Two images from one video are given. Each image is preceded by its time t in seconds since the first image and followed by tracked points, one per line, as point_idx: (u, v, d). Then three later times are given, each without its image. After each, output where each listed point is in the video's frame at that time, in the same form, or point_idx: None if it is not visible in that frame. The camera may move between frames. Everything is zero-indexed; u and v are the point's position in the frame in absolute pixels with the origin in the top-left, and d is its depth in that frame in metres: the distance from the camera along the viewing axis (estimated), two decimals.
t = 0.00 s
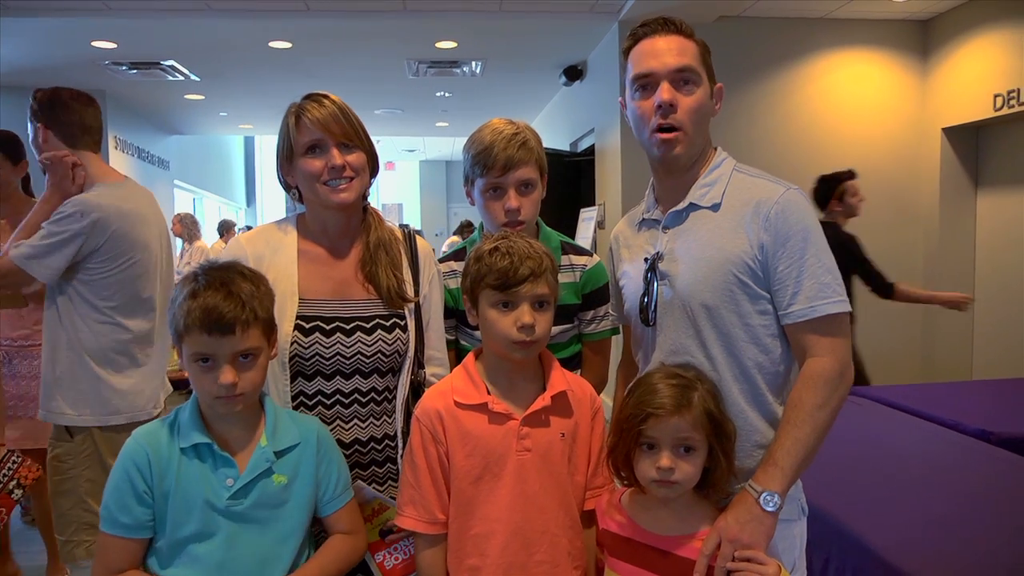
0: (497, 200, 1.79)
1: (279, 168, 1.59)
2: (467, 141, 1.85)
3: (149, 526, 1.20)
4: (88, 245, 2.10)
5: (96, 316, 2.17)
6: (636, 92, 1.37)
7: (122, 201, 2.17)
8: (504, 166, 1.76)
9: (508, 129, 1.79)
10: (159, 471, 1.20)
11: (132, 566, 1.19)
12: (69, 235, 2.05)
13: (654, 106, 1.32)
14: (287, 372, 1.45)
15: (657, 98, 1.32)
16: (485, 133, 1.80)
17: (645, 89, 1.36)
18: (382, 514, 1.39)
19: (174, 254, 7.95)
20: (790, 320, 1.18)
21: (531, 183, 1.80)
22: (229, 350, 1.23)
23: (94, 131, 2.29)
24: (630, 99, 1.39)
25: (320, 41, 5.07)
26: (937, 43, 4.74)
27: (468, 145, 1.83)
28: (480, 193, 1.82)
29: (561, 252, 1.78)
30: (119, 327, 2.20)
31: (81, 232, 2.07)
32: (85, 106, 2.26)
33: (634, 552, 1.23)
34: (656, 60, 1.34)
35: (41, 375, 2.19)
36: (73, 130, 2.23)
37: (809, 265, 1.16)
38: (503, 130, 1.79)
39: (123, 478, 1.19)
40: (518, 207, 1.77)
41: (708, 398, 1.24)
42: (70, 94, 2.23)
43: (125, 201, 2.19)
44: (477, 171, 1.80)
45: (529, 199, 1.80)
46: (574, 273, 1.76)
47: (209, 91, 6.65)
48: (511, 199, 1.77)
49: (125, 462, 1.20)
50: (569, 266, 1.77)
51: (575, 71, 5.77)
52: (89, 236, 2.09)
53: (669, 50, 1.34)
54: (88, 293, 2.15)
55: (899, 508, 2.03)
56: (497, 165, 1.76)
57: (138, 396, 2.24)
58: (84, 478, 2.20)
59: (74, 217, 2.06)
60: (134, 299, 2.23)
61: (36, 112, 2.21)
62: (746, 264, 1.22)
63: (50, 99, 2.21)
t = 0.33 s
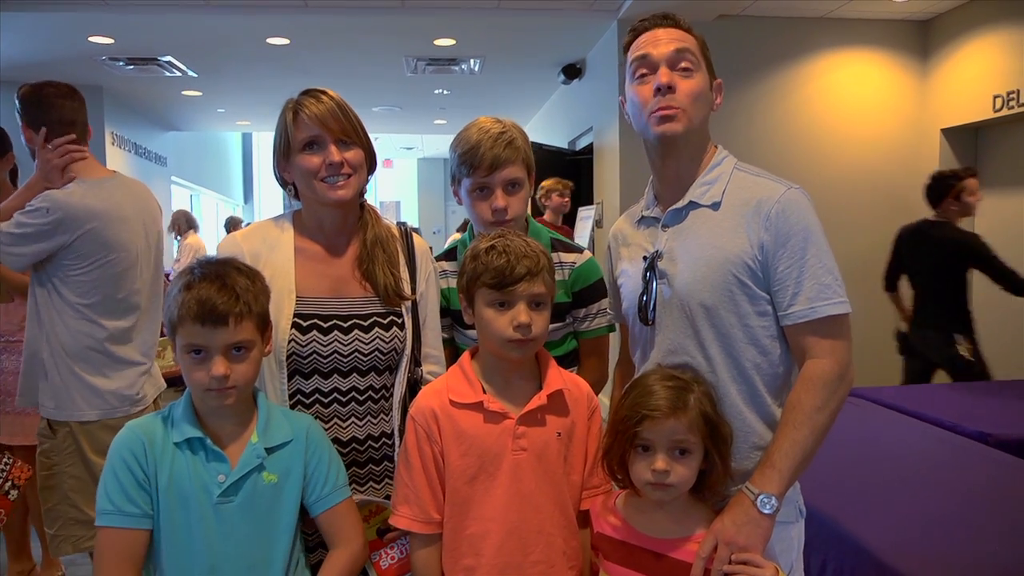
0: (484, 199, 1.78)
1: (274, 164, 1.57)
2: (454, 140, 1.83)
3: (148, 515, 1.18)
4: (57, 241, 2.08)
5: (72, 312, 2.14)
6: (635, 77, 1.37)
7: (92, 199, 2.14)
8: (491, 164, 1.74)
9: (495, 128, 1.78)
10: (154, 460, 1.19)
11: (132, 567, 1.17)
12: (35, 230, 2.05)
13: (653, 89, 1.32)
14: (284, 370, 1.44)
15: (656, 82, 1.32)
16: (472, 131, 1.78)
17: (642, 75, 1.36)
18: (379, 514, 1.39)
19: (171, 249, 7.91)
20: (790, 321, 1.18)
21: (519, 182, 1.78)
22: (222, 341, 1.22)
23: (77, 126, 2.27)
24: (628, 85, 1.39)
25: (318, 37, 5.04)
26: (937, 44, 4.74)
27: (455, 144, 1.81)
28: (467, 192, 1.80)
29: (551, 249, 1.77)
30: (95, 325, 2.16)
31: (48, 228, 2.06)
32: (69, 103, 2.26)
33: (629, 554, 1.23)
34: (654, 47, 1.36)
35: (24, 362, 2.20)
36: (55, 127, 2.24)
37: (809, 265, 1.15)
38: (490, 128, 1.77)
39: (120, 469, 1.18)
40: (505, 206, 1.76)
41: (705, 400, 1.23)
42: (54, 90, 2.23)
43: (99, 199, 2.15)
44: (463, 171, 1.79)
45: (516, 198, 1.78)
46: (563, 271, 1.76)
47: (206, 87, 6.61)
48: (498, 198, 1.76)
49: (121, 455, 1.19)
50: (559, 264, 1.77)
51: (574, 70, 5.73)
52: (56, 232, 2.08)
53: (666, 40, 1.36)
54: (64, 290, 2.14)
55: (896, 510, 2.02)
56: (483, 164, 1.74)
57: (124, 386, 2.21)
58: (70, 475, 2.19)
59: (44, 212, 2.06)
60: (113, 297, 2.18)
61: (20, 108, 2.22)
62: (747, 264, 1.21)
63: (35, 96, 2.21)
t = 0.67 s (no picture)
0: (475, 196, 1.77)
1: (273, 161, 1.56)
2: (450, 137, 1.82)
3: (149, 515, 1.18)
4: (42, 239, 2.07)
5: (60, 311, 2.14)
6: (624, 92, 1.36)
7: (76, 198, 2.13)
8: (482, 162, 1.73)
9: (490, 126, 1.76)
10: (151, 460, 1.18)
11: (138, 567, 1.16)
12: (17, 227, 2.04)
13: (641, 103, 1.31)
14: (283, 368, 1.43)
15: (643, 95, 1.31)
16: (467, 129, 1.78)
17: (630, 87, 1.35)
18: (378, 509, 1.38)
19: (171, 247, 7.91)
20: (790, 320, 1.17)
21: (512, 180, 1.77)
22: (219, 338, 1.22)
23: (63, 122, 2.26)
24: (618, 99, 1.38)
25: (318, 35, 5.03)
26: (939, 42, 4.72)
27: (451, 142, 1.81)
28: (460, 189, 1.80)
29: (546, 249, 1.76)
30: (82, 324, 2.15)
31: (31, 225, 2.05)
32: (53, 99, 2.23)
33: (625, 552, 1.22)
34: (638, 57, 1.33)
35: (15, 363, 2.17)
36: (41, 126, 2.22)
37: (809, 264, 1.14)
38: (486, 126, 1.76)
39: (117, 468, 1.17)
40: (496, 203, 1.75)
41: (702, 400, 1.22)
42: (36, 87, 2.20)
43: (84, 199, 2.14)
44: (458, 166, 1.78)
45: (509, 195, 1.77)
46: (557, 272, 1.75)
47: (207, 84, 6.60)
48: (489, 195, 1.75)
49: (118, 454, 1.18)
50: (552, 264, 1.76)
51: (574, 67, 5.71)
52: (40, 231, 2.07)
53: (652, 45, 1.32)
54: (52, 288, 2.13)
55: (898, 510, 2.01)
56: (475, 161, 1.73)
57: (109, 384, 2.20)
58: (63, 472, 2.19)
59: (27, 210, 2.05)
60: (100, 296, 2.17)
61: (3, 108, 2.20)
62: (746, 264, 1.20)
63: (17, 93, 2.18)
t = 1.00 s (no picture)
0: (473, 195, 1.76)
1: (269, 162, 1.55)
2: (445, 137, 1.81)
3: (141, 519, 1.17)
4: (35, 241, 2.07)
5: (54, 312, 2.13)
6: (625, 90, 1.35)
7: (69, 199, 2.12)
8: (479, 160, 1.73)
9: (484, 126, 1.76)
10: (144, 464, 1.18)
11: (133, 569, 1.16)
12: (10, 230, 2.03)
13: (643, 104, 1.30)
14: (278, 369, 1.42)
15: (647, 97, 1.30)
16: (462, 129, 1.77)
17: (634, 86, 1.33)
18: (374, 512, 1.37)
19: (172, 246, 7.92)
20: (787, 321, 1.16)
21: (509, 179, 1.77)
22: (208, 337, 1.21)
23: (60, 123, 2.26)
24: (619, 98, 1.37)
25: (318, 34, 5.03)
26: (939, 41, 4.71)
27: (446, 142, 1.80)
28: (457, 189, 1.79)
29: (543, 249, 1.76)
30: (77, 325, 2.14)
31: (23, 228, 2.05)
32: (50, 98, 2.22)
33: (617, 551, 1.21)
34: (643, 57, 1.32)
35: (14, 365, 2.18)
36: (37, 127, 2.20)
37: (806, 265, 1.14)
38: (481, 126, 1.76)
39: (109, 472, 1.17)
40: (494, 203, 1.74)
41: (696, 391, 1.21)
42: (34, 86, 2.20)
43: (77, 200, 2.14)
44: (454, 167, 1.77)
45: (506, 194, 1.77)
46: (556, 271, 1.74)
47: (207, 83, 6.59)
48: (487, 194, 1.74)
49: (111, 458, 1.18)
50: (551, 263, 1.75)
51: (574, 67, 5.71)
52: (33, 234, 2.06)
53: (657, 48, 1.31)
54: (47, 290, 2.13)
55: (896, 511, 2.01)
56: (472, 160, 1.73)
57: (106, 384, 2.19)
58: (60, 472, 2.19)
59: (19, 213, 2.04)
60: (96, 296, 2.17)
61: None
62: (742, 265, 1.19)
63: (15, 92, 2.17)
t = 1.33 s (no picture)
0: (482, 195, 1.75)
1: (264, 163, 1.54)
2: (453, 137, 1.81)
3: (134, 522, 1.17)
4: (26, 244, 2.08)
5: (49, 314, 2.14)
6: (621, 91, 1.34)
7: (59, 201, 2.12)
8: (490, 160, 1.72)
9: (496, 127, 1.75)
10: (138, 467, 1.18)
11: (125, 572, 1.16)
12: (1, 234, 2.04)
13: (638, 105, 1.29)
14: (273, 372, 1.42)
15: (642, 97, 1.29)
16: (472, 129, 1.76)
17: (628, 87, 1.33)
18: (370, 516, 1.35)
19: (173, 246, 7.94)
20: (781, 325, 1.15)
21: (518, 180, 1.76)
22: (199, 339, 1.21)
23: (55, 126, 2.25)
24: (615, 99, 1.36)
25: (319, 35, 5.03)
26: (941, 41, 4.70)
27: (456, 142, 1.79)
28: (466, 188, 1.78)
29: (546, 253, 1.75)
30: (72, 327, 2.14)
31: (14, 231, 2.05)
32: (46, 100, 2.23)
33: (611, 555, 1.20)
34: (639, 57, 1.31)
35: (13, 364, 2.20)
36: (32, 129, 2.20)
37: (800, 268, 1.13)
38: (491, 126, 1.75)
39: (103, 474, 1.16)
40: (503, 203, 1.74)
41: (685, 394, 1.20)
42: (30, 89, 2.20)
43: (68, 201, 2.14)
44: (463, 167, 1.76)
45: (514, 196, 1.76)
46: (559, 274, 1.73)
47: (208, 83, 6.59)
48: (496, 195, 1.73)
49: (104, 460, 1.17)
50: (554, 266, 1.74)
51: (575, 67, 5.70)
52: (24, 237, 2.07)
53: (653, 49, 1.31)
54: (41, 292, 2.13)
55: (894, 514, 2.00)
56: (483, 160, 1.72)
57: (103, 385, 2.19)
58: (56, 473, 2.19)
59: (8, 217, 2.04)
60: (88, 298, 2.16)
61: None
62: (736, 267, 1.19)
63: (11, 95, 2.18)
